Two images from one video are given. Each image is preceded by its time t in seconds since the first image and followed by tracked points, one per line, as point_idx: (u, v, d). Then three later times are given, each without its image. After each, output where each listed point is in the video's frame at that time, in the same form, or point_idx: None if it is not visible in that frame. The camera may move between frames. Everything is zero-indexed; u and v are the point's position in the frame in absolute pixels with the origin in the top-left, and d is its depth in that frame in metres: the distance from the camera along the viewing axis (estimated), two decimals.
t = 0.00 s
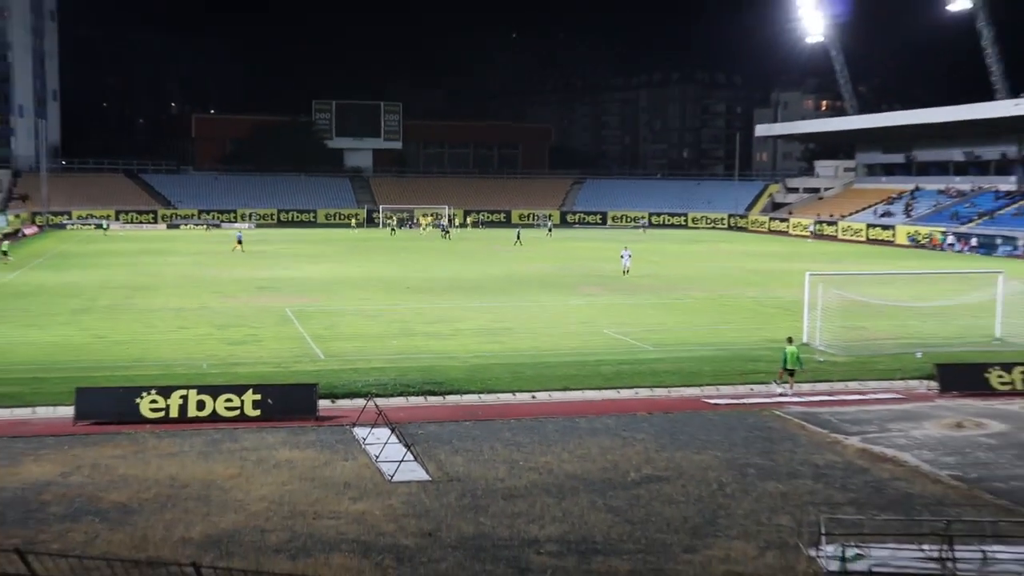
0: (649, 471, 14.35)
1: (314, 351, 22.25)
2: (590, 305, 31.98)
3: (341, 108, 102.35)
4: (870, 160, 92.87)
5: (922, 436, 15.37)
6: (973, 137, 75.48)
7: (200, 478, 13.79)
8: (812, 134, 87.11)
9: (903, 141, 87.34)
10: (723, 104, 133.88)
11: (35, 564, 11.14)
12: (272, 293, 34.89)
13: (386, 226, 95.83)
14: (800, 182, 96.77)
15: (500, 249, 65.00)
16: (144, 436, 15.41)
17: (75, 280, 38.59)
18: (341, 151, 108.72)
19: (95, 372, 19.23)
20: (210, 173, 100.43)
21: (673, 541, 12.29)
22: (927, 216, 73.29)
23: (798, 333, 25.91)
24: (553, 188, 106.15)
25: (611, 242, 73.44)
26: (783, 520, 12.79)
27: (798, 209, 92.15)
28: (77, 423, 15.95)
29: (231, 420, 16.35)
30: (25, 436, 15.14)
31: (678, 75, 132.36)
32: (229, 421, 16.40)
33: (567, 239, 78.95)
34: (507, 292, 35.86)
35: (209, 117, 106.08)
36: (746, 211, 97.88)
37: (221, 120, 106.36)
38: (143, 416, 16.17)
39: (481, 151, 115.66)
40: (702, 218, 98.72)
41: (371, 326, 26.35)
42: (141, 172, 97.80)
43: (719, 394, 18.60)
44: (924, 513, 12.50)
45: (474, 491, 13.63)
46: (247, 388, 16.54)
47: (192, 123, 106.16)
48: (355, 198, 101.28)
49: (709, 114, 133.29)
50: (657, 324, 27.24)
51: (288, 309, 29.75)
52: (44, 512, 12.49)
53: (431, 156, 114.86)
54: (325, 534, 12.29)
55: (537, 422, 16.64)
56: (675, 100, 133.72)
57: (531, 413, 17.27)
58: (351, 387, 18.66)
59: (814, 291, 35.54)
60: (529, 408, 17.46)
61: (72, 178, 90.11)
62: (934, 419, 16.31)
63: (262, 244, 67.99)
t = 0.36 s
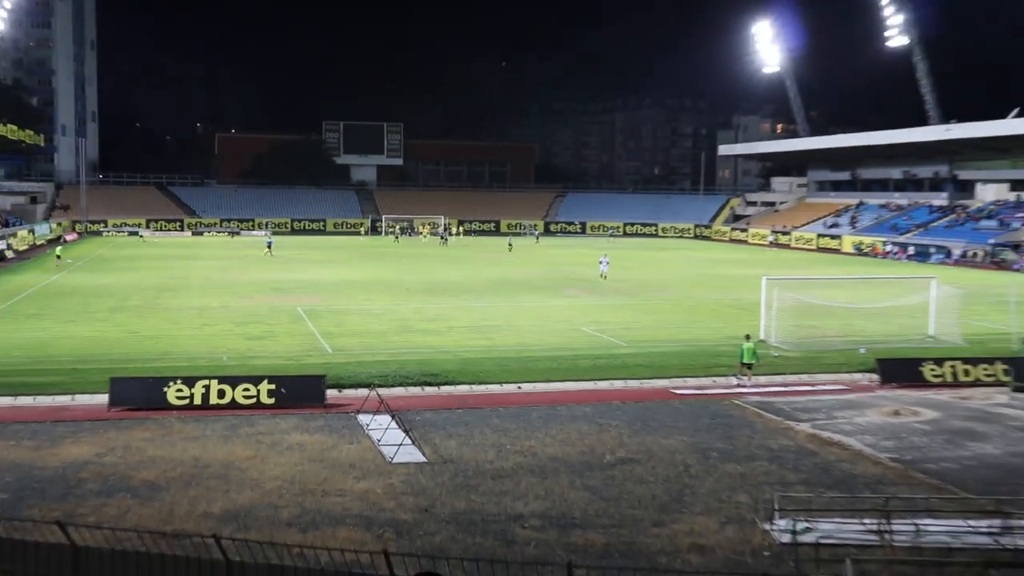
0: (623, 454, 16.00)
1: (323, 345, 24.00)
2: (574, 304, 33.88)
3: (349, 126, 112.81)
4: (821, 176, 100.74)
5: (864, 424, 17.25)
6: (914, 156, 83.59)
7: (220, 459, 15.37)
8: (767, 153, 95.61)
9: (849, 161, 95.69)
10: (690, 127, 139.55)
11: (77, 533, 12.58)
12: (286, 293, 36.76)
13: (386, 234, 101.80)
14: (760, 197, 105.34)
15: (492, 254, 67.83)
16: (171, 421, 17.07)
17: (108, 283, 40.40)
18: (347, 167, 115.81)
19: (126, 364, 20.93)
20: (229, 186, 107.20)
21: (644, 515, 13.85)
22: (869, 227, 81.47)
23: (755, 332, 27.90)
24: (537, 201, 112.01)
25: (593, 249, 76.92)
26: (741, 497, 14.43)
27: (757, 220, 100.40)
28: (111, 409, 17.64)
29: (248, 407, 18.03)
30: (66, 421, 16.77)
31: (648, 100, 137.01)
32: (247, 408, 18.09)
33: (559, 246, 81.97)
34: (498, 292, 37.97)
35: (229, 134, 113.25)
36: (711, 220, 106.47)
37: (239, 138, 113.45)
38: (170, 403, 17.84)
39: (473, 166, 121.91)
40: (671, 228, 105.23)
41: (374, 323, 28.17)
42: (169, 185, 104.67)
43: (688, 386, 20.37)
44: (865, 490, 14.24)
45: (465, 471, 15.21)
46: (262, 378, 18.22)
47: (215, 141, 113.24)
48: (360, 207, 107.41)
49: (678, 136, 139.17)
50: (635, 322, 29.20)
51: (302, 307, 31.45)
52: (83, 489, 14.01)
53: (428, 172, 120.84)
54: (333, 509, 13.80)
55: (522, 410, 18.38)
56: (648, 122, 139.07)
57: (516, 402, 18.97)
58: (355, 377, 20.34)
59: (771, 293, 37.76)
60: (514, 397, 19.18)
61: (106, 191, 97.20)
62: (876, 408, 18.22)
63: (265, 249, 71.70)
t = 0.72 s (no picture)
0: (601, 441, 17.41)
1: (325, 341, 25.42)
2: (560, 304, 35.51)
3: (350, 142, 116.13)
4: (782, 189, 107.37)
5: (821, 414, 18.82)
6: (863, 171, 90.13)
7: (232, 447, 16.69)
8: (732, 168, 100.46)
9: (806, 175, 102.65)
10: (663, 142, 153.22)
11: (102, 514, 13.78)
12: (291, 294, 38.43)
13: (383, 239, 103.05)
14: (725, 206, 111.57)
15: (482, 258, 69.88)
16: (187, 412, 18.42)
17: (129, 285, 42.18)
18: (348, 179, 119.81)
19: (144, 360, 22.32)
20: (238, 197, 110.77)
21: (619, 498, 15.16)
22: (825, 235, 87.30)
23: (721, 330, 29.41)
24: (521, 210, 115.55)
25: (578, 254, 79.76)
26: (710, 482, 15.76)
27: (723, 228, 105.86)
28: (131, 401, 19.00)
29: (257, 400, 19.42)
30: (91, 412, 18.14)
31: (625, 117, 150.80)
32: (256, 401, 19.46)
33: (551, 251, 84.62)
34: (485, 293, 39.70)
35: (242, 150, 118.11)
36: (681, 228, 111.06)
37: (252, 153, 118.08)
38: (185, 395, 19.21)
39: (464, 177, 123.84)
40: (646, 235, 108.85)
41: (372, 321, 29.66)
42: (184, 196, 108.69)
43: (663, 380, 21.79)
44: (822, 475, 15.63)
45: (456, 458, 16.52)
46: (270, 372, 19.59)
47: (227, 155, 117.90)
48: (359, 215, 111.00)
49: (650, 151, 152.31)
50: (615, 321, 30.82)
51: (306, 307, 32.94)
52: (107, 474, 15.29)
53: (422, 184, 123.76)
54: (336, 492, 15.10)
55: (508, 401, 19.82)
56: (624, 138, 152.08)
57: (503, 394, 20.38)
58: (355, 372, 21.73)
59: (733, 294, 39.62)
60: (501, 389, 20.64)
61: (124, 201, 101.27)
62: (832, 400, 19.81)
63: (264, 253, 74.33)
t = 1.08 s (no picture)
0: (587, 436, 18.46)
1: (326, 341, 26.49)
2: (548, 307, 36.69)
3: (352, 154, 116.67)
4: (757, 199, 109.66)
5: (794, 410, 19.90)
6: (828, 182, 92.43)
7: (240, 442, 17.71)
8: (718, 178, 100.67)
9: (779, 187, 104.50)
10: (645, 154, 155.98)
11: (119, 504, 14.71)
12: (295, 297, 39.59)
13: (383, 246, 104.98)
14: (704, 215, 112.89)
15: (476, 262, 71.17)
16: (197, 408, 19.45)
17: (143, 288, 43.45)
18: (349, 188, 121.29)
19: (157, 359, 23.37)
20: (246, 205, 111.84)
21: (604, 489, 16.17)
22: (797, 242, 88.56)
23: (698, 331, 30.47)
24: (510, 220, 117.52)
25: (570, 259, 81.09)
26: (689, 474, 16.76)
27: (700, 236, 107.69)
28: (145, 398, 20.05)
29: (263, 397, 20.46)
30: (107, 408, 19.21)
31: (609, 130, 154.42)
32: (262, 397, 20.49)
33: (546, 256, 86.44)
34: (477, 296, 40.89)
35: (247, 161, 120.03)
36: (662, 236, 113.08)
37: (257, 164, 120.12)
38: (195, 392, 20.24)
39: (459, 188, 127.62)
40: (630, 242, 110.75)
41: (370, 322, 30.75)
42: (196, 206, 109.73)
43: (646, 377, 22.88)
44: (795, 467, 16.66)
45: (450, 452, 17.54)
46: (275, 371, 20.64)
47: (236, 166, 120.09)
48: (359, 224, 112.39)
49: (633, 162, 155.26)
50: (601, 322, 31.95)
51: (310, 309, 34.04)
52: (124, 466, 16.30)
53: (420, 194, 126.80)
54: (338, 484, 16.08)
55: (499, 398, 20.89)
56: (610, 150, 155.08)
57: (495, 391, 21.42)
58: (355, 371, 22.77)
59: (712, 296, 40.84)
60: (492, 387, 21.70)
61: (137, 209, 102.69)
62: (804, 396, 20.90)
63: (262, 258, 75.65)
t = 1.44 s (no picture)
0: (576, 431, 19.07)
1: (324, 340, 27.10)
2: (539, 306, 37.36)
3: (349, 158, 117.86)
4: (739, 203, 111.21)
5: (776, 406, 20.54)
6: (808, 187, 93.68)
7: (240, 437, 18.29)
8: (694, 183, 103.95)
9: (762, 191, 105.94)
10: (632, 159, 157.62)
11: (124, 497, 15.24)
12: (295, 296, 40.21)
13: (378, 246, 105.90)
14: (689, 218, 114.48)
15: (468, 264, 71.84)
16: (199, 405, 20.03)
17: (149, 288, 44.19)
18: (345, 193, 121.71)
19: (162, 357, 23.96)
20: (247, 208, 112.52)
21: (593, 483, 16.78)
22: (778, 245, 89.73)
23: (684, 330, 31.13)
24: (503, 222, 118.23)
25: (564, 261, 81.93)
26: (675, 467, 17.38)
27: (686, 239, 108.90)
28: (149, 394, 20.63)
29: (263, 393, 21.05)
30: (113, 404, 19.79)
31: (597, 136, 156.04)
32: (262, 393, 21.09)
33: (540, 258, 87.31)
34: (469, 296, 41.56)
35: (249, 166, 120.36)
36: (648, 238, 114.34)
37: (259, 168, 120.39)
38: (197, 389, 20.81)
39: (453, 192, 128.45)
40: (618, 244, 112.56)
41: (366, 321, 31.35)
42: (199, 209, 110.11)
43: (634, 375, 23.53)
44: (776, 461, 17.28)
45: (445, 446, 18.15)
46: (275, 368, 21.21)
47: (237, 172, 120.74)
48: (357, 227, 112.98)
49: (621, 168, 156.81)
50: (591, 322, 32.59)
51: (309, 309, 34.63)
52: (130, 460, 16.86)
53: (414, 198, 126.77)
54: (336, 478, 16.65)
55: (491, 394, 21.49)
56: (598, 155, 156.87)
57: (487, 388, 22.02)
58: (352, 368, 23.35)
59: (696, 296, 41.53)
60: (484, 383, 22.30)
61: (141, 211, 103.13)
62: (785, 393, 21.54)
63: (259, 259, 76.50)
